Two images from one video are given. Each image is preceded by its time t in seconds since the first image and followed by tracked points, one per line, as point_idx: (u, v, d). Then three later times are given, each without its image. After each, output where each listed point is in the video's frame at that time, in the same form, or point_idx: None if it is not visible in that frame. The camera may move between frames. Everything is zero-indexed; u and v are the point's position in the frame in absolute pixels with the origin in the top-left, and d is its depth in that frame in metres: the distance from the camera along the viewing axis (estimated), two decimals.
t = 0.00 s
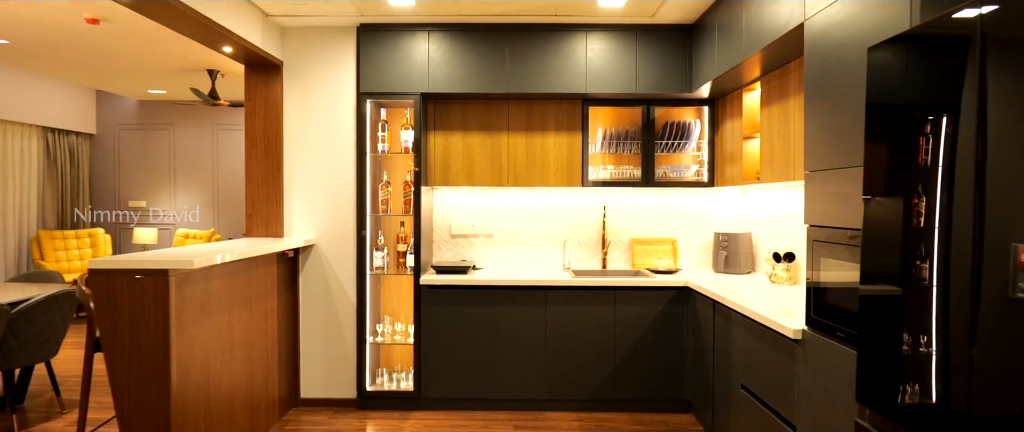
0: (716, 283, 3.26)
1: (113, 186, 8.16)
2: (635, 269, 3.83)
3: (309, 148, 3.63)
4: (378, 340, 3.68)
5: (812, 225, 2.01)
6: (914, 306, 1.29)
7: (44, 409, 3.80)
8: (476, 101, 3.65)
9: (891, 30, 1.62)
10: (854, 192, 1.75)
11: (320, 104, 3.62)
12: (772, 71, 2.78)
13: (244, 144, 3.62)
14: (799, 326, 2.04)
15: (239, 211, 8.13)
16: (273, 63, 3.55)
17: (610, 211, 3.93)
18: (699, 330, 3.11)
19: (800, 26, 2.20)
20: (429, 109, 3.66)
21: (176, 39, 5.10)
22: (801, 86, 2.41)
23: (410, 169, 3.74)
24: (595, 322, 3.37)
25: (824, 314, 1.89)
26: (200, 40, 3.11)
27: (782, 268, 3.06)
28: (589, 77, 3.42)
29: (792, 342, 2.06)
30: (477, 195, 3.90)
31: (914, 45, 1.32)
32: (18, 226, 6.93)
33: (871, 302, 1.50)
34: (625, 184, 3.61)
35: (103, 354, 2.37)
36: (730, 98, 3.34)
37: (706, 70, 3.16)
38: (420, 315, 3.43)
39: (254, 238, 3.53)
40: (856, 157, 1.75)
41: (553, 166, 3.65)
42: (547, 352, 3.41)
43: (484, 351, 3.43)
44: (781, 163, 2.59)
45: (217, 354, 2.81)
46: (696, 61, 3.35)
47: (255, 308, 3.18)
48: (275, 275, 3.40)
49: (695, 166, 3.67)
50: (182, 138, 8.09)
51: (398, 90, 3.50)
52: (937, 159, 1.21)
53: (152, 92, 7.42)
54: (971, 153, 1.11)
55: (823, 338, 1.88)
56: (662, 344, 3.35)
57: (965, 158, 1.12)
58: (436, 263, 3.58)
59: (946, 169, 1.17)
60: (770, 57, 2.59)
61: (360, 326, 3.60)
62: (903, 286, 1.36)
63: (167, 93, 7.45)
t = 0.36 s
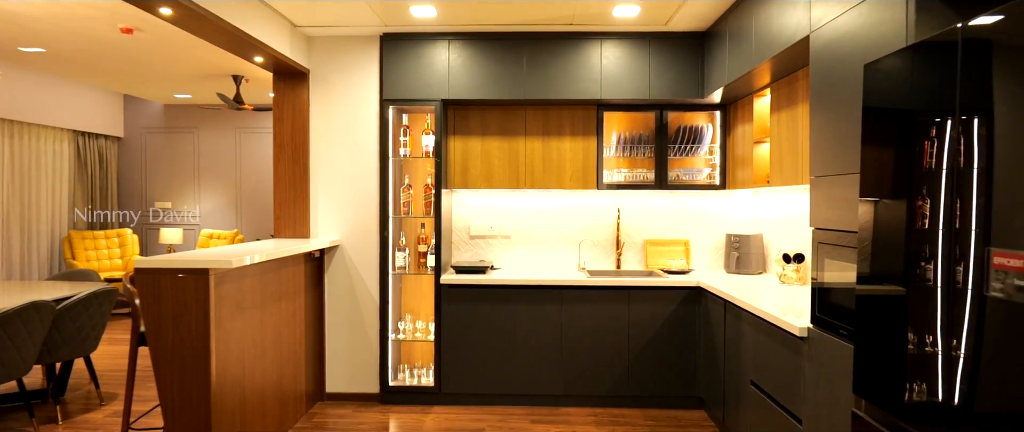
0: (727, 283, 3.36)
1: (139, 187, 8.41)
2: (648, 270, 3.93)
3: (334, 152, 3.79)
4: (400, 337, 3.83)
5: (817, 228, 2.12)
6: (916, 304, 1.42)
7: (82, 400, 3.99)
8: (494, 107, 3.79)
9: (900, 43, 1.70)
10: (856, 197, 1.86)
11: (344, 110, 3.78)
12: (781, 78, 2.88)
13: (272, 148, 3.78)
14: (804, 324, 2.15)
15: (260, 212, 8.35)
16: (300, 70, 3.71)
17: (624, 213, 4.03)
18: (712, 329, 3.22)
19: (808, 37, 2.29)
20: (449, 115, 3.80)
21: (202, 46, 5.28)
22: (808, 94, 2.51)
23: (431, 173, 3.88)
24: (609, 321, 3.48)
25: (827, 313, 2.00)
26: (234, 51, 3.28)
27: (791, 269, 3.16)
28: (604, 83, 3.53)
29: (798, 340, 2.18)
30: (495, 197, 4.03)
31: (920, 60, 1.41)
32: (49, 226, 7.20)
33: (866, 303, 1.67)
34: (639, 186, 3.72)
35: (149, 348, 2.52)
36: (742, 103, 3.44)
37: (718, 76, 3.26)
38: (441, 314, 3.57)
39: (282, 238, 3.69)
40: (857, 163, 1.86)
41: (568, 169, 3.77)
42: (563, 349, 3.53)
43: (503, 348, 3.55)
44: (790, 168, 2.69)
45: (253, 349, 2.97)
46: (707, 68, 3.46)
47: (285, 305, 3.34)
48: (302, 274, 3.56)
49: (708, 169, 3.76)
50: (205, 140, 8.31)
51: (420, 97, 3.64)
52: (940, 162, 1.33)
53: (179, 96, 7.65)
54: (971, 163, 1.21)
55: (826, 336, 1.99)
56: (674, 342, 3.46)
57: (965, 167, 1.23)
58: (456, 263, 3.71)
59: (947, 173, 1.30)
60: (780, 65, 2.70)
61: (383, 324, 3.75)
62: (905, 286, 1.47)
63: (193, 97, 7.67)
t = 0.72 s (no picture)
0: (733, 282, 3.48)
1: (159, 188, 8.63)
2: (657, 269, 4.05)
3: (354, 155, 3.94)
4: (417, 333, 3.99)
5: (817, 228, 2.25)
6: (910, 301, 1.53)
7: (113, 392, 4.16)
8: (508, 111, 3.92)
9: (894, 54, 1.82)
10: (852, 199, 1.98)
11: (363, 114, 3.93)
12: (786, 83, 3.00)
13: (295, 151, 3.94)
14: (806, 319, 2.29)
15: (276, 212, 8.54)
16: (322, 76, 3.87)
17: (634, 214, 4.15)
18: (719, 326, 3.34)
19: (810, 46, 2.41)
20: (464, 118, 3.94)
21: (225, 52, 5.46)
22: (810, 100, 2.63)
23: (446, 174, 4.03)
24: (619, 318, 3.61)
25: (827, 308, 2.12)
26: (260, 59, 3.44)
27: (796, 267, 3.27)
28: (614, 88, 3.66)
29: (800, 333, 2.32)
30: (508, 198, 4.16)
31: (915, 71, 1.52)
32: (73, 226, 7.44)
33: (859, 300, 1.83)
34: (648, 188, 3.84)
35: (185, 341, 2.68)
36: (748, 107, 3.55)
37: (725, 81, 3.38)
38: (456, 310, 3.71)
39: (304, 237, 3.85)
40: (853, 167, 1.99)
41: (579, 171, 3.91)
42: (575, 344, 3.66)
43: (516, 343, 3.69)
44: (793, 170, 2.81)
45: (281, 343, 3.12)
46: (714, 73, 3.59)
47: (309, 302, 3.49)
48: (324, 272, 3.71)
49: (715, 171, 3.89)
50: (223, 142, 8.51)
51: (436, 101, 3.78)
52: (928, 166, 1.46)
53: (198, 99, 7.84)
54: (956, 166, 1.34)
55: (826, 329, 2.11)
56: (683, 338, 3.58)
57: (952, 170, 1.35)
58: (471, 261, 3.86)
59: (937, 175, 1.42)
60: (783, 71, 2.82)
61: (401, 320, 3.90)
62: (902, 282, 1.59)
63: (211, 100, 7.86)
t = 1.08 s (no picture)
0: (733, 279, 3.60)
1: (169, 188, 8.78)
2: (659, 267, 4.17)
3: (365, 156, 4.07)
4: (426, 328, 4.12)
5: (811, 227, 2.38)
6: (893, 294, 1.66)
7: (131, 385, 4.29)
8: (514, 113, 4.06)
9: (881, 64, 1.94)
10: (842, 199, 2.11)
11: (374, 117, 4.06)
12: (784, 87, 3.12)
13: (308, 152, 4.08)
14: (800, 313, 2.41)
15: (285, 212, 8.68)
16: (335, 80, 4.00)
17: (636, 214, 4.27)
18: (719, 322, 3.46)
19: (804, 54, 2.54)
20: (472, 121, 4.08)
21: (238, 55, 5.60)
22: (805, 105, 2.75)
23: (454, 175, 4.16)
24: (622, 314, 3.74)
25: (818, 303, 2.25)
26: (276, 64, 3.57)
27: (792, 265, 3.42)
28: (618, 92, 3.79)
29: (795, 327, 2.43)
30: (514, 198, 4.29)
31: (899, 81, 1.65)
32: (87, 225, 7.61)
33: (850, 294, 1.94)
34: (650, 188, 3.96)
35: (209, 334, 2.82)
36: (747, 110, 3.68)
37: (724, 86, 3.50)
38: (465, 306, 3.84)
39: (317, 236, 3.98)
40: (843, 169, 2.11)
41: (584, 172, 4.04)
42: (579, 339, 3.79)
43: (523, 338, 3.82)
44: (789, 171, 2.94)
45: (298, 336, 3.25)
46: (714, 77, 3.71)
47: (323, 298, 3.62)
48: (338, 269, 3.84)
49: (715, 171, 4.01)
50: (232, 143, 8.66)
51: (445, 105, 3.91)
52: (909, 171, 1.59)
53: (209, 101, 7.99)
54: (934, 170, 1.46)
55: (818, 322, 2.24)
56: (684, 333, 3.71)
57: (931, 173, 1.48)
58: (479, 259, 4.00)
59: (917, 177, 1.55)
60: (781, 76, 2.93)
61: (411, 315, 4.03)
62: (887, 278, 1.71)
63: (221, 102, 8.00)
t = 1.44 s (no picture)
0: (727, 277, 3.73)
1: (175, 188, 8.90)
2: (657, 265, 4.30)
3: (371, 158, 4.20)
4: (431, 325, 4.25)
5: (799, 227, 2.51)
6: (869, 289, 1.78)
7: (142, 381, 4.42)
8: (516, 116, 4.19)
9: (861, 73, 2.07)
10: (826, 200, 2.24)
11: (380, 120, 4.18)
12: (776, 92, 3.25)
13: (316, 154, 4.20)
14: (789, 308, 2.54)
15: (289, 212, 8.80)
16: (342, 84, 4.13)
17: (634, 214, 4.40)
18: (714, 318, 3.59)
19: (792, 62, 2.67)
20: (475, 123, 4.21)
21: (246, 59, 5.74)
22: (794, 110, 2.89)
23: (457, 176, 4.29)
24: (621, 310, 3.87)
25: (805, 297, 2.37)
26: (286, 69, 3.70)
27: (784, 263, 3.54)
28: (616, 96, 3.92)
29: (784, 321, 2.56)
30: (516, 198, 4.41)
31: (874, 90, 1.78)
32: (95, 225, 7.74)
33: (834, 290, 2.05)
34: (648, 190, 4.11)
35: (225, 328, 2.95)
36: (741, 113, 3.81)
37: (719, 90, 3.63)
38: (468, 303, 3.96)
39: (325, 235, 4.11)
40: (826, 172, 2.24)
41: (583, 173, 4.18)
42: (579, 335, 3.91)
43: (525, 334, 3.95)
44: (780, 173, 3.07)
45: (308, 332, 3.38)
46: (709, 82, 3.84)
47: (331, 295, 3.75)
48: (345, 267, 3.97)
49: (711, 173, 4.14)
50: (237, 144, 8.79)
51: (449, 108, 4.04)
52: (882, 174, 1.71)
53: (215, 102, 8.11)
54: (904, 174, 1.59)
55: (804, 316, 2.37)
56: (680, 329, 3.84)
57: (901, 177, 1.61)
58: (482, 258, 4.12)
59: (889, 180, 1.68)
60: (772, 81, 3.06)
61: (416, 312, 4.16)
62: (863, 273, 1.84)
63: (227, 103, 8.12)
